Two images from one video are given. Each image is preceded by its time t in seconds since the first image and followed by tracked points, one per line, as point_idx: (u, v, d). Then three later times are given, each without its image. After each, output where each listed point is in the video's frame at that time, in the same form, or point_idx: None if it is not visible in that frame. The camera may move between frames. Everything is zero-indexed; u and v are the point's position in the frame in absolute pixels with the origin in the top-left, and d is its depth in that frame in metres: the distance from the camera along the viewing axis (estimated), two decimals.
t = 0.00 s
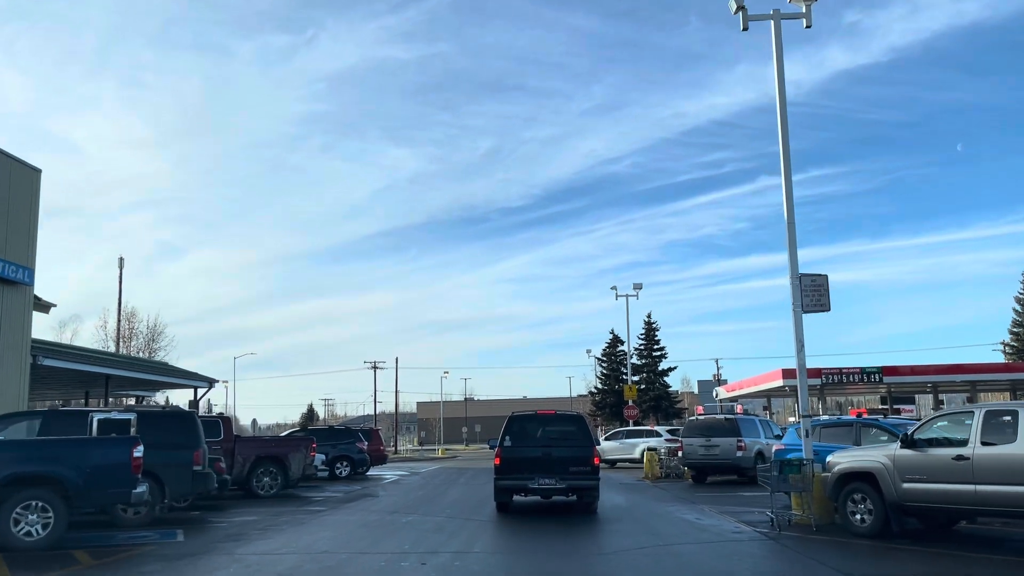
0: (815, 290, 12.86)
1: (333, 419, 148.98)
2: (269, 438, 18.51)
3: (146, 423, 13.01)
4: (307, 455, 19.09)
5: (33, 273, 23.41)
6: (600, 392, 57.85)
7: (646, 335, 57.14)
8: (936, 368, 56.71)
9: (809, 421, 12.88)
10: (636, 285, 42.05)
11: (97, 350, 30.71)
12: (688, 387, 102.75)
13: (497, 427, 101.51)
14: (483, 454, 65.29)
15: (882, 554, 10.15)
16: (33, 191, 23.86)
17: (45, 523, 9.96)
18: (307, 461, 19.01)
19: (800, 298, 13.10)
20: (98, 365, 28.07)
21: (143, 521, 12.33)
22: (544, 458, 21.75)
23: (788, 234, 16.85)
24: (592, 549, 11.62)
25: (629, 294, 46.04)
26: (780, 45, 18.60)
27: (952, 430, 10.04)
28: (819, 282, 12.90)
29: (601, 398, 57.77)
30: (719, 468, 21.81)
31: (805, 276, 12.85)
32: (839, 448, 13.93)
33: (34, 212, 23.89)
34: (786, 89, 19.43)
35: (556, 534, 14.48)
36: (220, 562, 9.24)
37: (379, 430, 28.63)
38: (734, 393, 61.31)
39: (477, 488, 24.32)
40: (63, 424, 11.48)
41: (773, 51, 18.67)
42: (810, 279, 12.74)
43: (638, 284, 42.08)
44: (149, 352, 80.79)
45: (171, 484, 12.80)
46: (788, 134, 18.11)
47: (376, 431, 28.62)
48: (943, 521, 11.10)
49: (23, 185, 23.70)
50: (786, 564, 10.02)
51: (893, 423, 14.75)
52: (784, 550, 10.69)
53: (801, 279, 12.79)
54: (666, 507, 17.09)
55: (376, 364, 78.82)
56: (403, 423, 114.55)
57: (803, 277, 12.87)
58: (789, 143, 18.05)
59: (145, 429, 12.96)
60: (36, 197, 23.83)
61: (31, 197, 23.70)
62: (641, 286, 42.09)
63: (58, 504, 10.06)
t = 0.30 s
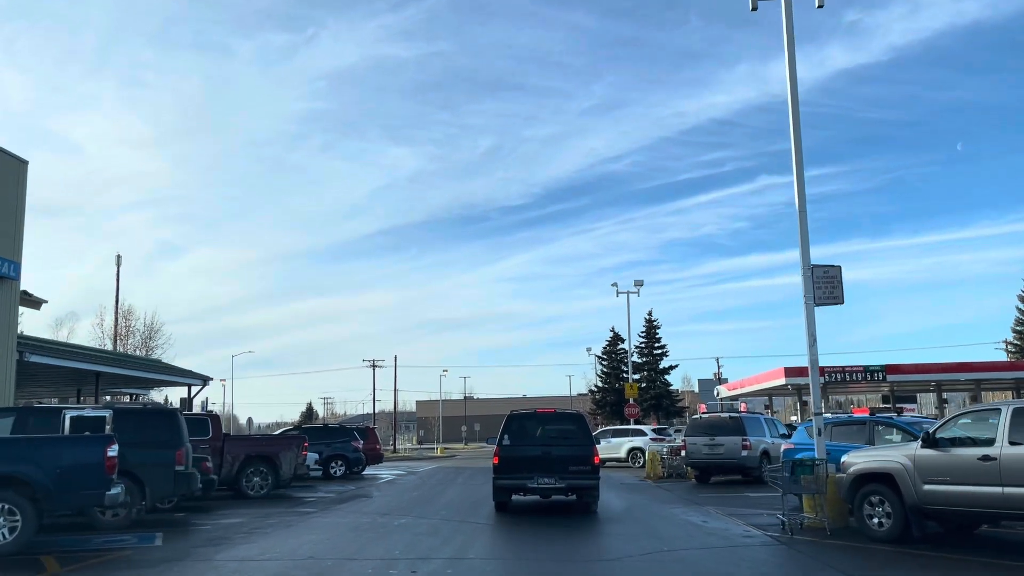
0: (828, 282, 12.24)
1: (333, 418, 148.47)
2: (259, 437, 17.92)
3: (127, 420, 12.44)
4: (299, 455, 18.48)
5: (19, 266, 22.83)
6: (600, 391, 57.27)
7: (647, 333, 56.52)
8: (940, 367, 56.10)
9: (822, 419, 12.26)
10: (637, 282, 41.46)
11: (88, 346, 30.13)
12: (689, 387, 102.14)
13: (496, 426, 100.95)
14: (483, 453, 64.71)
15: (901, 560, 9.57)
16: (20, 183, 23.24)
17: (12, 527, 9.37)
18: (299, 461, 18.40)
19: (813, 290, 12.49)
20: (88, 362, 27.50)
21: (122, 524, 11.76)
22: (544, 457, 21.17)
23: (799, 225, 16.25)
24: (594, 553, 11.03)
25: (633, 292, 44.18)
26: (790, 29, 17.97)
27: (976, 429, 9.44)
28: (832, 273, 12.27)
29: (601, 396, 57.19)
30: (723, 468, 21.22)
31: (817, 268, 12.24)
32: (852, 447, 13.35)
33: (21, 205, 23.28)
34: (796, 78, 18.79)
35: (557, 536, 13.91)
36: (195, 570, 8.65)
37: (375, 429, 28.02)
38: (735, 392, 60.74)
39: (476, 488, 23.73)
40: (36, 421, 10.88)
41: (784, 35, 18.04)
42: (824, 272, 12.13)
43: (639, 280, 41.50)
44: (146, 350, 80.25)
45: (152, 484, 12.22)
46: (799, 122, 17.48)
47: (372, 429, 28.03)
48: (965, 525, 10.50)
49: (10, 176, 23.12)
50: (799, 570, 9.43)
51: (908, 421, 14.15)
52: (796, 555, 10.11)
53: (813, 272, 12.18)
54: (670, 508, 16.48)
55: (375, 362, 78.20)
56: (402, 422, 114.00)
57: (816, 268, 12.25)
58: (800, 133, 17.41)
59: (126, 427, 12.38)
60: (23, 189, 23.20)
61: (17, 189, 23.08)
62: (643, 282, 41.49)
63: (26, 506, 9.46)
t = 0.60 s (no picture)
0: (842, 272, 11.65)
1: (332, 416, 147.90)
2: (248, 436, 17.33)
3: (104, 418, 11.85)
4: (290, 454, 17.85)
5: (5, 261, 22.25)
6: (600, 389, 56.72)
7: (649, 331, 55.94)
8: (944, 365, 55.55)
9: (835, 417, 11.66)
10: (640, 278, 40.88)
11: (77, 343, 29.51)
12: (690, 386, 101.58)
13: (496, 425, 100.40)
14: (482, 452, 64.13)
15: (922, 567, 8.96)
16: (7, 175, 22.68)
17: None
18: (289, 461, 17.80)
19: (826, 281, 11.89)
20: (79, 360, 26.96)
21: (97, 528, 11.19)
22: (543, 457, 20.59)
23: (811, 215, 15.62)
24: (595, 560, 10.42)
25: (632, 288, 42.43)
26: (802, 14, 17.36)
27: (1004, 429, 8.83)
28: (846, 264, 11.68)
29: (601, 395, 56.62)
30: (728, 468, 20.64)
31: (830, 258, 11.65)
32: (867, 447, 12.77)
33: (8, 198, 22.70)
34: (807, 65, 18.16)
35: (556, 539, 13.33)
36: None
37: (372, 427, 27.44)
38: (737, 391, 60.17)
39: (473, 488, 23.15)
40: (5, 419, 10.29)
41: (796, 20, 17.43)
42: (838, 263, 11.52)
43: (642, 277, 40.92)
44: (143, 348, 79.70)
45: (130, 486, 11.64)
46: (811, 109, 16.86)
47: (368, 429, 27.42)
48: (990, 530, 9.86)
49: None
50: None
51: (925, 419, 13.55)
52: (810, 561, 9.52)
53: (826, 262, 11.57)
54: (674, 510, 15.91)
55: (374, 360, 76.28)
56: (401, 421, 113.44)
57: (829, 258, 11.66)
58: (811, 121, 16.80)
59: (104, 425, 11.80)
60: (9, 181, 22.62)
61: (4, 181, 22.49)
62: (644, 279, 40.93)
63: None
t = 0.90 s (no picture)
0: (857, 262, 10.97)
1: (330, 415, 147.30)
2: (236, 435, 16.73)
3: (77, 415, 11.25)
4: (280, 453, 17.26)
5: None
6: (600, 388, 56.10)
7: (649, 329, 55.33)
8: (948, 364, 54.92)
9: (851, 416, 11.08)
10: (641, 275, 40.22)
11: (67, 340, 28.85)
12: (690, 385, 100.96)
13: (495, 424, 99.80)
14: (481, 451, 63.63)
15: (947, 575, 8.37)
16: None
17: None
18: (279, 461, 17.19)
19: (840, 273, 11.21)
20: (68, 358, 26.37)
21: (71, 532, 10.63)
22: (542, 456, 20.01)
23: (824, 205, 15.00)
24: (597, 566, 9.81)
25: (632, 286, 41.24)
26: None
27: None
28: (861, 252, 10.99)
29: (601, 394, 56.04)
30: (732, 468, 20.05)
31: (843, 247, 10.98)
32: (881, 448, 12.19)
33: None
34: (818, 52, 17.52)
35: (556, 542, 12.75)
36: None
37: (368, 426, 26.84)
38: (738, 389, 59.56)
39: (471, 488, 22.57)
40: None
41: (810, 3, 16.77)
42: (851, 252, 10.89)
43: (643, 274, 40.26)
44: (139, 345, 79.17)
45: (105, 487, 11.05)
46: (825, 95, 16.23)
47: (363, 427, 26.81)
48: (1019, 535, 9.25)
49: None
50: None
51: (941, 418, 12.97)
52: (827, 567, 8.94)
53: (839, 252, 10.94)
54: (677, 512, 15.33)
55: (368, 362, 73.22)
56: (400, 420, 112.87)
57: (842, 247, 10.99)
58: (822, 109, 16.18)
59: (76, 423, 11.19)
60: None
61: None
62: (645, 276, 40.28)
63: None
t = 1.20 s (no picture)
0: (875, 253, 10.41)
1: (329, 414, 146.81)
2: (223, 434, 16.12)
3: (48, 414, 10.65)
4: (269, 453, 16.63)
5: None
6: (600, 387, 55.45)
7: (650, 328, 54.73)
8: (951, 363, 54.30)
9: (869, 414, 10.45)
10: (642, 273, 39.58)
11: (55, 337, 28.23)
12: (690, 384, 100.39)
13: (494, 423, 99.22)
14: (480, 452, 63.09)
15: None
16: None
17: None
18: (268, 461, 16.58)
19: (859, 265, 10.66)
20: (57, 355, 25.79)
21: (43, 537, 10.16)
22: (541, 456, 19.41)
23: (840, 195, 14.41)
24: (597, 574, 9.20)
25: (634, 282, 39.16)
26: None
27: None
28: (878, 242, 10.44)
29: (601, 393, 55.40)
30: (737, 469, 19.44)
31: (860, 237, 10.44)
32: (898, 449, 11.59)
33: None
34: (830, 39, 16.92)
35: (554, 546, 12.13)
36: None
37: (363, 425, 26.24)
38: (739, 389, 59.00)
39: (467, 488, 21.95)
40: None
41: None
42: (869, 242, 10.38)
43: (643, 272, 39.62)
44: (136, 344, 78.56)
45: (78, 489, 10.43)
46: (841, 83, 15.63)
47: (358, 427, 26.19)
48: None
49: None
50: None
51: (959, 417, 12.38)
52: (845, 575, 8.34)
53: (855, 241, 10.43)
54: (680, 515, 14.73)
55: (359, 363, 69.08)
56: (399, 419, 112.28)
57: (858, 238, 10.45)
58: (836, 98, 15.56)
59: (47, 422, 10.59)
60: None
61: None
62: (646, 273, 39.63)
63: None
